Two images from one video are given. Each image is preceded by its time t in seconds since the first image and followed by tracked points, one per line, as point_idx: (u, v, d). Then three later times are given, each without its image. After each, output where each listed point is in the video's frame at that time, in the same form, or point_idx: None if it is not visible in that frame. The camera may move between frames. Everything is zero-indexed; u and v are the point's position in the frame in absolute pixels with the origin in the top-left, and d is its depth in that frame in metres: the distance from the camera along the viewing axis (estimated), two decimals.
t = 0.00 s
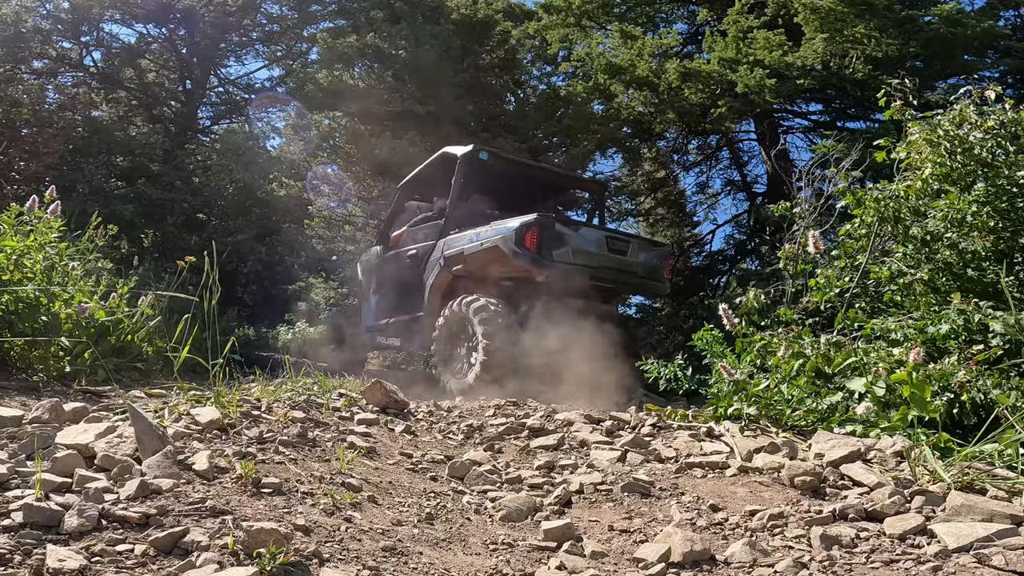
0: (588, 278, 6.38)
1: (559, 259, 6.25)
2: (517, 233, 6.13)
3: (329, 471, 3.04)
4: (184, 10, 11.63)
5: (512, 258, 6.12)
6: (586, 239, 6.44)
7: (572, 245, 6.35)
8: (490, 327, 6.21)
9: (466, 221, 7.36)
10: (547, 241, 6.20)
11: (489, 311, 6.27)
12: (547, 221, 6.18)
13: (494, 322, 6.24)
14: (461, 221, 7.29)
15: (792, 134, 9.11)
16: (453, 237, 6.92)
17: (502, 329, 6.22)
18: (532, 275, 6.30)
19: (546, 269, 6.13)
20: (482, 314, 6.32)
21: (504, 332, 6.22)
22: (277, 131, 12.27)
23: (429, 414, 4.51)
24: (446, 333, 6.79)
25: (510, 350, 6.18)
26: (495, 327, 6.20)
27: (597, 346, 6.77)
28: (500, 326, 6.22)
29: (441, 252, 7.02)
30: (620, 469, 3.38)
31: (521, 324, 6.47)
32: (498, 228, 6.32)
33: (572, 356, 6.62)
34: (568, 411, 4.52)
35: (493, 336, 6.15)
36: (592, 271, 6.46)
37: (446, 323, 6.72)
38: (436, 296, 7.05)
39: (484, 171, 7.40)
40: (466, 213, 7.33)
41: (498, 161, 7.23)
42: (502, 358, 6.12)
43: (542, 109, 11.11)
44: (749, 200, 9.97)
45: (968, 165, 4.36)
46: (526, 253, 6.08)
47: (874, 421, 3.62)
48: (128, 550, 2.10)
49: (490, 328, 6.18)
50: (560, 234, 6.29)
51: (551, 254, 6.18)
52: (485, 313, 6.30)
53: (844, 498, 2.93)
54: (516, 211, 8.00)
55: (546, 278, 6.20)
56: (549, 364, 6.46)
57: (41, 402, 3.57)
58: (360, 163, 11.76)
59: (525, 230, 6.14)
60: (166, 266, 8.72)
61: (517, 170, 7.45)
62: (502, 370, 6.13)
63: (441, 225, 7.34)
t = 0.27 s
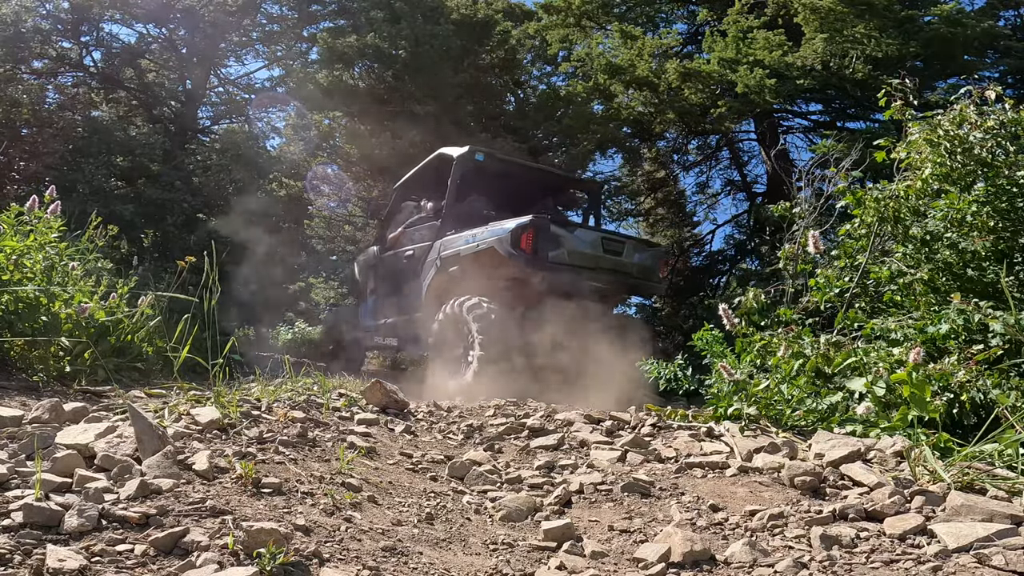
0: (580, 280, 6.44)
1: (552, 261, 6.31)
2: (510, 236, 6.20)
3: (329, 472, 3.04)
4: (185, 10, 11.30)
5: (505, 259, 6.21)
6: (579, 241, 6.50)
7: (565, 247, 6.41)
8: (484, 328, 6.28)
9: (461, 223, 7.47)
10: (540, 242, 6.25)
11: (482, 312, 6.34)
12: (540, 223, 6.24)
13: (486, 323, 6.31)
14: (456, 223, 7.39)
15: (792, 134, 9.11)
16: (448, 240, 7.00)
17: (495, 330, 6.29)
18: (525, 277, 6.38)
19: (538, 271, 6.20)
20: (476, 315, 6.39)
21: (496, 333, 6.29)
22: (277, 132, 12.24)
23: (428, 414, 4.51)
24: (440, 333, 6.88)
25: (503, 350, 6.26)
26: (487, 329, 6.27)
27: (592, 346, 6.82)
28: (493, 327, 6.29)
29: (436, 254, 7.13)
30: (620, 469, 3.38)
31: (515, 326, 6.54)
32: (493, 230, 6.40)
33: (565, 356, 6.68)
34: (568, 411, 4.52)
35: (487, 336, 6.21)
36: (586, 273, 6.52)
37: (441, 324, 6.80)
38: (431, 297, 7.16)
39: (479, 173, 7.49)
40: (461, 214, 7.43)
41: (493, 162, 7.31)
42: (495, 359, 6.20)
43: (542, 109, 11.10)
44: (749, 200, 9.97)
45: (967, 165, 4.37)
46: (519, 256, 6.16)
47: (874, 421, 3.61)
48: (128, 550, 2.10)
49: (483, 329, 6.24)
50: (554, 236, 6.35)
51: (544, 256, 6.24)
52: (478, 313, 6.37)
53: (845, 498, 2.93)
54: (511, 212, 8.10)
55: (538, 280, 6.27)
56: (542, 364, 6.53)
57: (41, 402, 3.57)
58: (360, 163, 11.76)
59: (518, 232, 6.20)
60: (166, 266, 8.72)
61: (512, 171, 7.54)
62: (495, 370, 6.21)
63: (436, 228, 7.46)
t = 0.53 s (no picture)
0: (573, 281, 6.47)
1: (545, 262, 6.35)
2: (502, 238, 6.26)
3: (329, 471, 3.04)
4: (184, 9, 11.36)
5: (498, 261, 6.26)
6: (572, 242, 6.53)
7: (557, 249, 6.42)
8: (477, 330, 6.32)
9: (456, 225, 7.53)
10: (532, 244, 6.27)
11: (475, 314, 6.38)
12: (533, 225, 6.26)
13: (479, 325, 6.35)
14: (450, 225, 7.45)
15: (792, 134, 9.11)
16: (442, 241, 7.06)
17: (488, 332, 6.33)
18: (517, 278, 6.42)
19: (530, 273, 6.23)
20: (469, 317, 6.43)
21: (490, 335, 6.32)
22: (277, 132, 12.24)
23: (428, 414, 4.51)
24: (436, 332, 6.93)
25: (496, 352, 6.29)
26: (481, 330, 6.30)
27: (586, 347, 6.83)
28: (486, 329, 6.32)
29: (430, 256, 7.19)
30: (620, 469, 3.38)
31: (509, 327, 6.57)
32: (486, 232, 6.45)
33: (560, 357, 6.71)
34: (568, 412, 4.52)
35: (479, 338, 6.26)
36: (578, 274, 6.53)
37: (436, 324, 6.85)
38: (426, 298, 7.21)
39: (474, 174, 7.53)
40: (455, 216, 7.49)
41: (487, 164, 7.35)
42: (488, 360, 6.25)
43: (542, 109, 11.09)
44: (749, 200, 9.97)
45: (968, 165, 4.37)
46: (512, 258, 6.20)
47: (874, 421, 3.62)
48: (128, 550, 2.10)
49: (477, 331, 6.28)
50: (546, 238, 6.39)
51: (536, 258, 6.27)
52: (472, 315, 6.40)
53: (844, 498, 2.93)
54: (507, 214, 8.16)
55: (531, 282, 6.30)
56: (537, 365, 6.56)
57: (41, 402, 3.57)
58: (360, 163, 11.76)
59: (511, 234, 6.25)
60: (166, 266, 8.73)
61: (506, 173, 7.57)
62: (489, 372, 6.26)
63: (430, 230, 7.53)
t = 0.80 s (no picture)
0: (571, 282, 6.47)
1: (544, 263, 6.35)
2: (501, 238, 6.26)
3: (329, 471, 3.04)
4: (184, 10, 11.36)
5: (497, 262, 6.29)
6: (571, 243, 6.52)
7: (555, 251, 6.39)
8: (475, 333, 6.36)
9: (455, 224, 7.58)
10: (531, 246, 6.27)
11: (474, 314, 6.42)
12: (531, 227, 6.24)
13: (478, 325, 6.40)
14: (449, 225, 7.49)
15: (792, 134, 9.11)
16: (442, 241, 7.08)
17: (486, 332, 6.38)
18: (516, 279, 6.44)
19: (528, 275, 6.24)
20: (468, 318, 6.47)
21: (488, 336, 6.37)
22: (278, 132, 12.22)
23: (428, 414, 4.51)
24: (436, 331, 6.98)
25: (495, 354, 6.34)
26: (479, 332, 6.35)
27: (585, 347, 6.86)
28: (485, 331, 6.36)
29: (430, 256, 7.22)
30: (620, 469, 3.39)
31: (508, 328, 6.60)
32: (485, 233, 6.46)
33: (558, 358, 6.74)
34: (568, 411, 4.52)
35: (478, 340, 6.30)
36: (577, 275, 6.53)
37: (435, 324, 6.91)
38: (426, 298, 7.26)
39: (473, 175, 7.56)
40: (454, 216, 7.53)
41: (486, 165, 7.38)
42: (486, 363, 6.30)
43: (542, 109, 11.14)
44: (749, 200, 9.97)
45: (967, 165, 4.37)
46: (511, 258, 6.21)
47: (874, 421, 3.62)
48: (128, 550, 2.10)
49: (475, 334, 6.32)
50: (545, 239, 6.38)
51: (535, 260, 6.27)
52: (471, 316, 6.45)
53: (845, 498, 2.92)
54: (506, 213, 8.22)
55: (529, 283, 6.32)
56: (536, 366, 6.60)
57: (41, 402, 3.57)
58: (360, 163, 11.76)
59: (509, 235, 6.25)
60: (166, 266, 8.72)
61: (505, 174, 7.60)
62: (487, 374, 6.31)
63: (429, 229, 7.58)
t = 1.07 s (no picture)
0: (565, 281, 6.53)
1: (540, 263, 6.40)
2: (498, 239, 6.30)
3: (329, 472, 3.04)
4: (184, 10, 11.22)
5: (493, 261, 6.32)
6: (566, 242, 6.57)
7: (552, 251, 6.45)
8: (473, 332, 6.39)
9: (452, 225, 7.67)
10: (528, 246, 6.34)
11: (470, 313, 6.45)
12: (527, 227, 6.30)
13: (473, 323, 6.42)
14: (447, 226, 7.56)
15: (792, 134, 9.10)
16: (439, 242, 7.15)
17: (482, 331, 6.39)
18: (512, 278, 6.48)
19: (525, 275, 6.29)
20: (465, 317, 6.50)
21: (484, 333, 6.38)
22: (278, 132, 12.20)
23: (428, 414, 4.51)
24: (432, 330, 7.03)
25: (491, 353, 6.39)
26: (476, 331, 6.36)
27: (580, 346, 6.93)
28: (482, 330, 6.39)
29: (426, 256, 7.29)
30: (620, 469, 3.39)
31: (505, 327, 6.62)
32: (482, 232, 6.51)
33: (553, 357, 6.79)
34: (568, 411, 4.52)
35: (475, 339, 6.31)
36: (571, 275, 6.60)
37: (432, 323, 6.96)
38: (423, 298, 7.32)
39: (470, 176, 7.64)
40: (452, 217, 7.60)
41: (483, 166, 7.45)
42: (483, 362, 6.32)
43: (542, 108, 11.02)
44: (749, 200, 9.98)
45: (967, 165, 4.38)
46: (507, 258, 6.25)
47: (874, 421, 3.62)
48: (128, 550, 2.10)
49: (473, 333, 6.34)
50: (541, 238, 6.41)
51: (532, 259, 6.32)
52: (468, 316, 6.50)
53: (845, 498, 2.92)
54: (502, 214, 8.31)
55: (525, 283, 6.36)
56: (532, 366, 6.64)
57: (41, 401, 3.57)
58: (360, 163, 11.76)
59: (506, 234, 6.29)
60: (166, 267, 8.73)
61: (502, 176, 7.68)
62: (484, 373, 6.32)
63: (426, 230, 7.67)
